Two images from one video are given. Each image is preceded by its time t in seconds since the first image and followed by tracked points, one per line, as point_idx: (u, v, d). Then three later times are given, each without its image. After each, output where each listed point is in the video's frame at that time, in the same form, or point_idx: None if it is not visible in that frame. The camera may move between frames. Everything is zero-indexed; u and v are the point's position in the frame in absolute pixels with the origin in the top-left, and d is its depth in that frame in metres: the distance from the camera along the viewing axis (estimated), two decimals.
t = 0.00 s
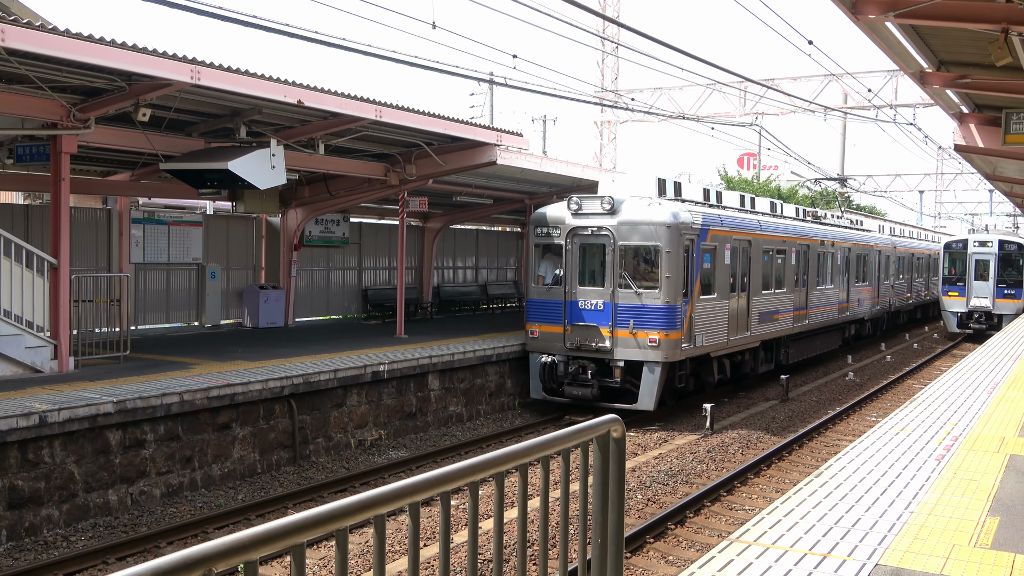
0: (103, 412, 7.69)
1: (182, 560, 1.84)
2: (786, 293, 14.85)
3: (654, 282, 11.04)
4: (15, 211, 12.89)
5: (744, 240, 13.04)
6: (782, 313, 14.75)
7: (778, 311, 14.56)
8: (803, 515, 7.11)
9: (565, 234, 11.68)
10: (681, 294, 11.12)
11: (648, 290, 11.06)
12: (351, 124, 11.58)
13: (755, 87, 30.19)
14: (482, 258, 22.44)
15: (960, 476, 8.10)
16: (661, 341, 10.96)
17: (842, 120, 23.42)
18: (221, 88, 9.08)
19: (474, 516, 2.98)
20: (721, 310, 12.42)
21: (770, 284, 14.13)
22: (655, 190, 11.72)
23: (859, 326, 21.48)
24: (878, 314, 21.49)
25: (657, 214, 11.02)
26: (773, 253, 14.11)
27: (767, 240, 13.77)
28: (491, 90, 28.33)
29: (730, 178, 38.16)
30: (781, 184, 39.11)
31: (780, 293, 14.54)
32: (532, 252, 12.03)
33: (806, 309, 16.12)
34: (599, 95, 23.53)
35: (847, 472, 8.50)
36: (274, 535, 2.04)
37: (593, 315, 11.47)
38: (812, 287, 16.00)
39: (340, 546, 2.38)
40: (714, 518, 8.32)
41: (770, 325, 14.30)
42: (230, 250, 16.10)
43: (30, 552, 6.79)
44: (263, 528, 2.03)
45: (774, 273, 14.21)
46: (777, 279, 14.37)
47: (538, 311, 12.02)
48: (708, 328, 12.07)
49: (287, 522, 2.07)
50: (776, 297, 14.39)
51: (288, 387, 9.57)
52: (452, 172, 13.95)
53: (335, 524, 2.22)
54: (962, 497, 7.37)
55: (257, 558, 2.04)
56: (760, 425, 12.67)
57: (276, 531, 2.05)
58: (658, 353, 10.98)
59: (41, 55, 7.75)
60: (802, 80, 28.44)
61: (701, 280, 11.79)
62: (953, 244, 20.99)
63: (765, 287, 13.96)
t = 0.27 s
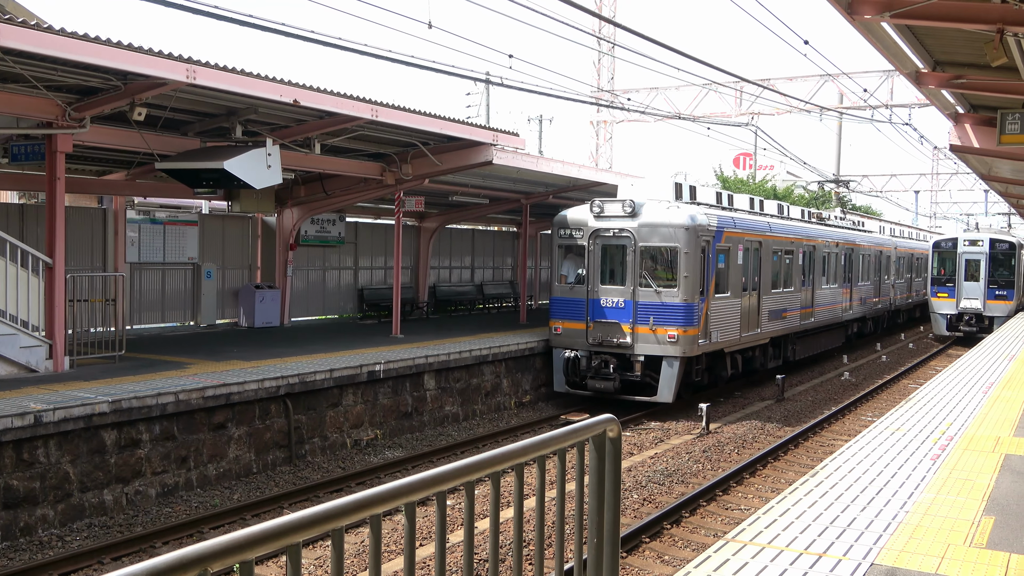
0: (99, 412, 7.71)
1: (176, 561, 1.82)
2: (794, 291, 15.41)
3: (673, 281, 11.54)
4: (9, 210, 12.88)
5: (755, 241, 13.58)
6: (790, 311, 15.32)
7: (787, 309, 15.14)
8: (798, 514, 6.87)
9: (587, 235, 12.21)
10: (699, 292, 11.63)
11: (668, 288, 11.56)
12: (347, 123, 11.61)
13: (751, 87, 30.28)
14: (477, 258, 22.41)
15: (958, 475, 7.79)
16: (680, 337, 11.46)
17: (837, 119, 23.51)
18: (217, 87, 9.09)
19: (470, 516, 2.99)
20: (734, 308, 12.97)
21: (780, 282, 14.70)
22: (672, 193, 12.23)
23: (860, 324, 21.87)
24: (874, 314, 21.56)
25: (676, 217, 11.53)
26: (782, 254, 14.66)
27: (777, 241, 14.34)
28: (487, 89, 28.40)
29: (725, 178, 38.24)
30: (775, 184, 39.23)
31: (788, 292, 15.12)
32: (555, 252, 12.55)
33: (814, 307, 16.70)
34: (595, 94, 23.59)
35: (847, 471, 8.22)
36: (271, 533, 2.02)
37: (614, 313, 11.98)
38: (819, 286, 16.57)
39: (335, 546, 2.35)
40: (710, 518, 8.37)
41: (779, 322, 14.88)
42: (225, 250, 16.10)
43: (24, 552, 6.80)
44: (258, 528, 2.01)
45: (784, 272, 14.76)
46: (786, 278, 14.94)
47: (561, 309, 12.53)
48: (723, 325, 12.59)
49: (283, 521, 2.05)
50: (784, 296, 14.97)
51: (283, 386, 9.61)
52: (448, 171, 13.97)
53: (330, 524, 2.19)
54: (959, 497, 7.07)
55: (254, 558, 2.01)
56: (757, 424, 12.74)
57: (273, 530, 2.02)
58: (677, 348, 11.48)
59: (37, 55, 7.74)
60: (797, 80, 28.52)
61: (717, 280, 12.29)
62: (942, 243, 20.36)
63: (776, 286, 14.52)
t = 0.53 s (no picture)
0: (94, 412, 7.74)
1: (173, 560, 1.78)
2: (801, 290, 16.06)
3: (690, 280, 12.28)
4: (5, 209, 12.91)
5: (766, 242, 14.28)
6: (798, 309, 15.98)
7: (795, 308, 15.80)
8: (793, 514, 6.63)
9: (608, 236, 12.93)
10: (714, 291, 12.36)
11: (686, 287, 12.30)
12: (343, 123, 11.65)
13: (747, 86, 30.39)
14: (473, 257, 22.46)
15: (956, 474, 7.51)
16: (697, 333, 12.20)
17: (833, 119, 23.61)
18: (213, 87, 9.11)
19: (467, 515, 3.00)
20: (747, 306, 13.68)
21: (789, 282, 15.36)
22: (689, 197, 12.97)
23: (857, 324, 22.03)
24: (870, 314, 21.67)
25: (694, 219, 12.27)
26: (792, 254, 15.33)
27: (786, 242, 15.00)
28: (483, 89, 28.46)
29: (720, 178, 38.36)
30: (771, 184, 39.39)
31: (796, 291, 15.78)
32: (577, 253, 13.27)
33: (819, 306, 17.33)
34: (591, 94, 23.66)
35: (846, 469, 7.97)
36: (267, 532, 1.99)
37: (634, 310, 12.71)
38: (825, 286, 17.21)
39: (331, 546, 2.32)
40: (705, 517, 8.43)
41: (788, 320, 15.55)
42: (221, 249, 16.13)
43: (20, 552, 6.83)
44: (254, 528, 1.97)
45: (792, 271, 15.41)
46: (795, 277, 15.61)
47: (584, 306, 13.28)
48: (736, 321, 13.32)
49: (280, 520, 2.02)
50: (793, 295, 15.63)
51: (279, 386, 9.65)
52: (444, 171, 14.00)
53: (326, 523, 2.16)
54: (957, 497, 6.78)
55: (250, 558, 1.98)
56: (752, 424, 12.81)
57: (269, 529, 1.99)
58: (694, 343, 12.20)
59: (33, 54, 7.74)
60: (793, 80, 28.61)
61: (731, 279, 13.03)
62: (930, 242, 19.89)
63: (784, 285, 15.18)
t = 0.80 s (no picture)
0: (89, 411, 7.77)
1: (169, 559, 1.80)
2: (808, 289, 16.81)
3: (706, 278, 13.12)
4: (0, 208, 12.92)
5: (775, 243, 15.09)
6: (805, 307, 16.77)
7: (802, 306, 16.56)
8: (789, 513, 6.62)
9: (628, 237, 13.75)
10: (728, 289, 13.21)
11: (702, 285, 13.14)
12: (340, 122, 11.69)
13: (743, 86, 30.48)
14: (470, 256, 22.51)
15: (950, 474, 7.50)
16: (713, 328, 13.03)
17: (829, 119, 23.70)
18: (209, 86, 9.14)
19: (463, 515, 3.03)
20: (757, 303, 14.50)
21: (796, 281, 16.13)
22: (704, 200, 13.81)
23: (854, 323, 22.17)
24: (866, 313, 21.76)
25: (710, 221, 13.14)
26: (799, 254, 16.12)
27: (794, 242, 15.78)
28: (479, 89, 28.49)
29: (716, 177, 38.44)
30: (766, 184, 39.50)
31: (803, 290, 16.56)
32: (598, 253, 14.07)
33: (824, 303, 18.11)
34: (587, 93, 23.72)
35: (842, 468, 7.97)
36: (264, 532, 2.00)
37: (654, 307, 13.53)
38: (831, 284, 17.99)
39: (327, 546, 2.33)
40: (702, 517, 8.49)
41: (795, 317, 16.32)
42: (217, 248, 16.15)
43: (15, 552, 6.85)
44: (250, 527, 1.99)
45: (799, 271, 16.18)
46: (801, 276, 16.38)
47: (605, 304, 14.12)
48: (749, 318, 14.14)
49: (276, 520, 2.03)
50: (800, 293, 16.40)
51: (275, 385, 9.68)
52: (440, 170, 14.02)
53: (323, 523, 2.17)
54: (952, 496, 6.78)
55: (245, 557, 1.99)
56: (748, 423, 12.88)
57: (266, 528, 2.00)
58: (710, 338, 13.02)
59: (29, 53, 7.76)
60: (790, 79, 28.68)
61: (744, 278, 13.85)
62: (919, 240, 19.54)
63: (792, 283, 15.95)
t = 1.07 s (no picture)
0: (86, 411, 7.81)
1: (164, 560, 1.79)
2: (813, 288, 17.59)
3: (722, 277, 13.86)
4: None
5: (785, 244, 15.86)
6: (811, 304, 17.55)
7: (808, 303, 17.36)
8: (786, 513, 6.66)
9: (646, 238, 14.50)
10: (742, 287, 13.96)
11: (717, 284, 13.89)
12: (336, 122, 11.73)
13: (740, 86, 30.57)
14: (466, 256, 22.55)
15: (945, 474, 7.57)
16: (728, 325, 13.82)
17: (825, 119, 23.80)
18: (206, 85, 9.18)
19: (459, 514, 3.05)
20: (768, 300, 15.29)
21: (803, 279, 16.91)
22: (719, 202, 14.55)
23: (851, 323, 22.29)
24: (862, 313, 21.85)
25: (725, 223, 13.87)
26: (806, 254, 16.91)
27: (801, 243, 16.55)
28: (476, 89, 28.52)
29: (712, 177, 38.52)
30: (762, 183, 39.61)
31: (809, 288, 17.35)
32: (618, 253, 14.85)
33: (830, 301, 18.86)
34: (584, 93, 23.78)
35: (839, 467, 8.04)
36: (261, 531, 1.99)
37: (672, 304, 14.33)
38: (836, 284, 18.75)
39: (323, 546, 2.32)
40: (698, 516, 8.55)
41: (802, 314, 17.10)
42: (213, 248, 16.18)
43: (11, 551, 6.89)
44: (246, 527, 1.98)
45: (806, 269, 16.96)
46: (807, 275, 17.16)
47: (624, 301, 14.90)
48: (761, 314, 14.94)
49: (273, 519, 2.02)
50: (807, 291, 17.19)
51: (271, 385, 9.74)
52: (436, 170, 14.02)
53: (320, 522, 2.16)
54: (948, 496, 6.84)
55: (242, 557, 1.99)
56: (744, 423, 12.94)
57: (262, 527, 1.99)
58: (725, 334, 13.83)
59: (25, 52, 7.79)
60: (786, 79, 28.77)
61: (756, 276, 14.61)
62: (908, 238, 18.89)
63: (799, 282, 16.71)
